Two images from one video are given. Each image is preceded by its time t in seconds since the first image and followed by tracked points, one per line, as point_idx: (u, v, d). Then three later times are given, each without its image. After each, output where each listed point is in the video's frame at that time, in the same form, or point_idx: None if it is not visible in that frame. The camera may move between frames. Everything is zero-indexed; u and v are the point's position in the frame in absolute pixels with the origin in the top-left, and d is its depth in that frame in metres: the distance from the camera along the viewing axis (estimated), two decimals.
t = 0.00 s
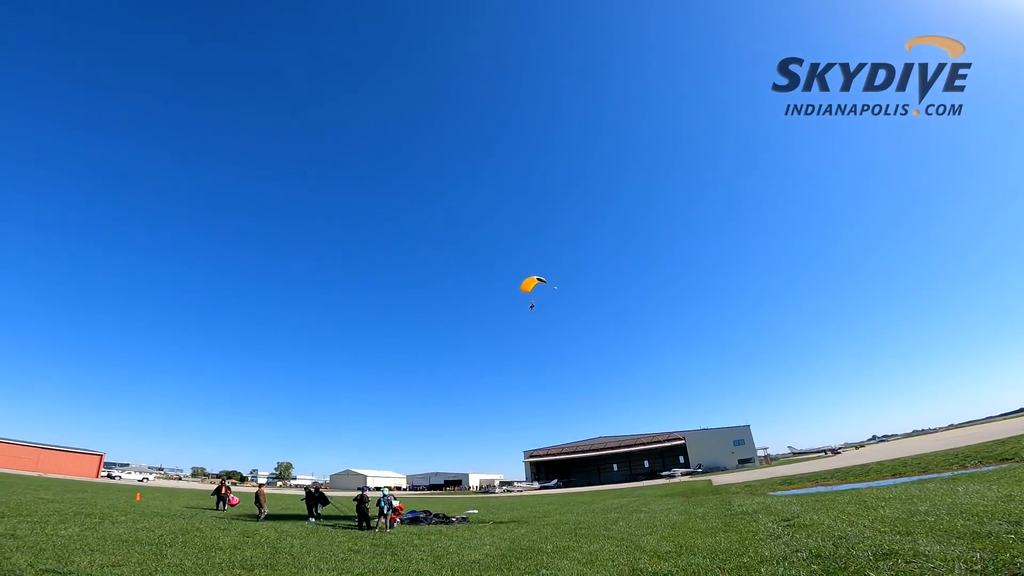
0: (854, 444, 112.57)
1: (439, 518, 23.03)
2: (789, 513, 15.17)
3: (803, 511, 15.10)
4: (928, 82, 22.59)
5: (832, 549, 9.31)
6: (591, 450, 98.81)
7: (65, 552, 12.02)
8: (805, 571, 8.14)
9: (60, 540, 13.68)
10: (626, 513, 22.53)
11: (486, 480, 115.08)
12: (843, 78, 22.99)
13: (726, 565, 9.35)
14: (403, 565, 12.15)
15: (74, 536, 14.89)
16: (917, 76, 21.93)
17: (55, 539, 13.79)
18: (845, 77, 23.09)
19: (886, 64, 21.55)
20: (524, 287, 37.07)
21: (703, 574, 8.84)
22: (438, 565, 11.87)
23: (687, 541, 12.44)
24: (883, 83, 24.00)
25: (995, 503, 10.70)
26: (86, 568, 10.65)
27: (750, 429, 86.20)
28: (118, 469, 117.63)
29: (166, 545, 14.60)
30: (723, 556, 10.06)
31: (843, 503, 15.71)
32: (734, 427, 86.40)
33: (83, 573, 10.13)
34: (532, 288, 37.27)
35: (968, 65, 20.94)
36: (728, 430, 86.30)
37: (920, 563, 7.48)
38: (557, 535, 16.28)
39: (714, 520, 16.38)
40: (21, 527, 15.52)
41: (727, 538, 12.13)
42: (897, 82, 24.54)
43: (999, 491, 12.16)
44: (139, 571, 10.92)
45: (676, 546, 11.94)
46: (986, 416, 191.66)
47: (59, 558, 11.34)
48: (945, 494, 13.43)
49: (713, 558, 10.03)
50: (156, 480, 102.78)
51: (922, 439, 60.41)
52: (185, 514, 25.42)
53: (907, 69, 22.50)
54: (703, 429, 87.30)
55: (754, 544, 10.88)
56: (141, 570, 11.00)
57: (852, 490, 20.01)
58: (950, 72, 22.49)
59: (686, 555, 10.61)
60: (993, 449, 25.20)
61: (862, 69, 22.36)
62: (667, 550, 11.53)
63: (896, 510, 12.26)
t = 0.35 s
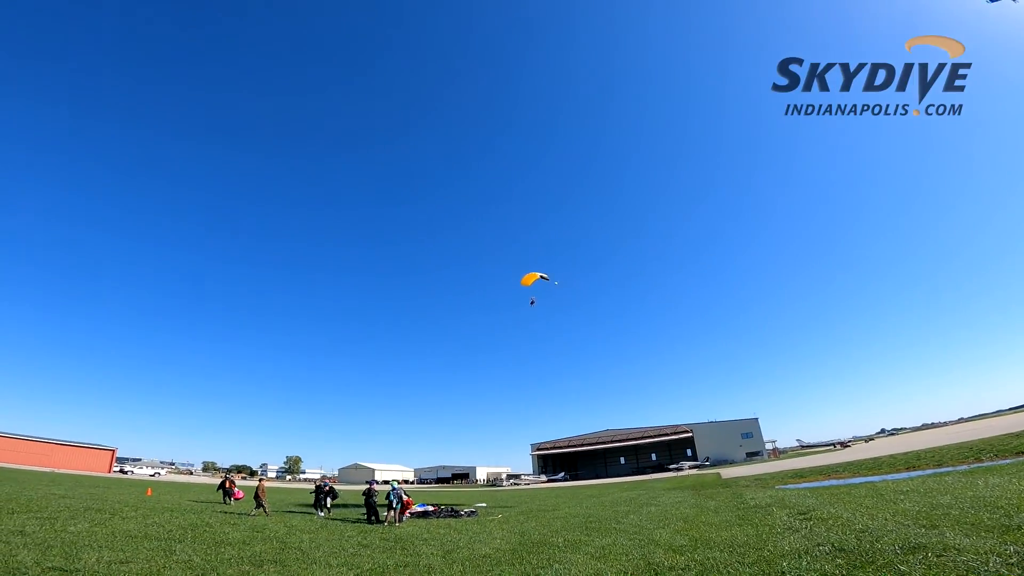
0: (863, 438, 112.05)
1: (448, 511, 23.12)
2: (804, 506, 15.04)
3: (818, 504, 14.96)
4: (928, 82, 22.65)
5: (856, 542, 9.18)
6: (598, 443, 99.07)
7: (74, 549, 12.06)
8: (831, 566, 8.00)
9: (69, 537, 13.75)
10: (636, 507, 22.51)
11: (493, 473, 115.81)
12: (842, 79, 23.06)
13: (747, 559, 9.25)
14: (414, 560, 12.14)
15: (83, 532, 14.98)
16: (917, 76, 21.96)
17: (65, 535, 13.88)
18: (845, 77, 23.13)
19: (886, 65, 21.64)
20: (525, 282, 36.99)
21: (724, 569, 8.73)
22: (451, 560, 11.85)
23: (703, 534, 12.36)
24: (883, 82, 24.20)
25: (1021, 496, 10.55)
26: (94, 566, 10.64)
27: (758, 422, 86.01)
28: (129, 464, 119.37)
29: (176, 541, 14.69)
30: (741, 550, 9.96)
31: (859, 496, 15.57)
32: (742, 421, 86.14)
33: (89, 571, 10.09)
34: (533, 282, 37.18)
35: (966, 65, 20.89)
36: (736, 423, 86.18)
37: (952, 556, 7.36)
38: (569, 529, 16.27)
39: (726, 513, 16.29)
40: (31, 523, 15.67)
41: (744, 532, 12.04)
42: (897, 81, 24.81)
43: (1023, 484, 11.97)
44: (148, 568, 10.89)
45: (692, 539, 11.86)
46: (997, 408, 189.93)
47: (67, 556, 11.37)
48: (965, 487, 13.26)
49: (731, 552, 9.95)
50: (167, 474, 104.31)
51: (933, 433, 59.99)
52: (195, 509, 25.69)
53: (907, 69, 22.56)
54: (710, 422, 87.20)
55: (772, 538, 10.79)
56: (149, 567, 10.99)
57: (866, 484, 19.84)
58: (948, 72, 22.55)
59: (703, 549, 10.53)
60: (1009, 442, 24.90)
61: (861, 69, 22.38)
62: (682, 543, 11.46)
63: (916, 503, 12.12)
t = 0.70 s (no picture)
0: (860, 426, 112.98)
1: (450, 498, 23.19)
2: (809, 494, 15.12)
3: (824, 493, 15.02)
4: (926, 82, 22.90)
5: (869, 530, 9.19)
6: (597, 429, 99.87)
7: (75, 540, 11.97)
8: (846, 555, 8.00)
9: (70, 527, 13.66)
10: (638, 493, 22.64)
11: (492, 459, 116.84)
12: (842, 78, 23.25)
13: (760, 546, 9.26)
14: (420, 547, 12.15)
15: (84, 521, 14.93)
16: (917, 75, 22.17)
17: (66, 526, 13.80)
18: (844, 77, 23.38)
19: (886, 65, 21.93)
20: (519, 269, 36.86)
21: (737, 556, 8.73)
22: (458, 547, 11.85)
23: (710, 521, 12.39)
24: (883, 83, 24.41)
25: None
26: (97, 557, 10.54)
27: (756, 411, 86.65)
28: (130, 450, 120.19)
29: (179, 530, 14.65)
30: (752, 537, 9.98)
31: (864, 485, 15.66)
32: (741, 409, 86.76)
33: (92, 562, 9.99)
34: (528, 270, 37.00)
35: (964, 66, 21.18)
36: (735, 411, 86.84)
37: (971, 544, 7.36)
38: (573, 515, 16.35)
39: (730, 501, 16.36)
40: (31, 513, 15.58)
41: (752, 519, 12.06)
42: (896, 82, 25.01)
43: None
44: (152, 558, 10.81)
45: (700, 526, 11.89)
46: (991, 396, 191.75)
47: (68, 547, 11.27)
48: (972, 476, 13.30)
49: (742, 539, 9.97)
50: (167, 460, 104.91)
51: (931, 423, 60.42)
52: (197, 496, 25.75)
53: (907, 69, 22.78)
54: (709, 410, 87.83)
55: (783, 525, 10.80)
56: (154, 557, 10.91)
57: (868, 472, 19.95)
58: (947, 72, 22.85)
59: (713, 536, 10.54)
60: (1010, 433, 25.06)
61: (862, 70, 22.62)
62: (690, 530, 11.49)
63: (925, 492, 12.16)
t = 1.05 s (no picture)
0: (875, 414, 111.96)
1: (461, 480, 23.50)
2: (826, 482, 15.04)
3: (842, 480, 14.92)
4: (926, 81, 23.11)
5: (895, 520, 9.09)
6: (606, 413, 100.52)
7: (95, 524, 12.26)
8: (872, 545, 7.91)
9: (89, 510, 14.01)
10: (650, 478, 22.72)
11: (501, 442, 118.29)
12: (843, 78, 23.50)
13: (781, 533, 9.23)
14: (435, 530, 12.31)
15: (104, 505, 15.32)
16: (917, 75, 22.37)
17: (86, 509, 14.17)
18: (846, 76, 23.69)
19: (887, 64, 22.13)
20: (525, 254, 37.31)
21: (760, 544, 8.68)
22: (473, 530, 11.97)
23: (727, 508, 12.38)
24: (883, 83, 24.65)
25: None
26: (116, 541, 10.78)
27: (768, 397, 86.36)
28: (149, 431, 123.61)
29: (196, 512, 15.01)
30: (772, 525, 9.94)
31: (883, 473, 15.53)
32: (752, 395, 86.53)
33: (111, 547, 10.23)
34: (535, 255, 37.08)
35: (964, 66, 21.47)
36: (746, 397, 86.67)
37: (1002, 535, 7.25)
38: (586, 499, 16.46)
39: (745, 487, 16.34)
40: (52, 496, 16.04)
41: (770, 506, 12.02)
42: (897, 81, 24.80)
43: None
44: (170, 543, 11.05)
45: (716, 512, 11.88)
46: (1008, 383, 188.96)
47: (88, 531, 11.54)
48: (995, 467, 13.11)
49: (762, 526, 9.94)
50: (185, 442, 107.70)
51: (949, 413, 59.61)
52: (214, 478, 26.41)
53: (907, 70, 23.02)
54: (719, 396, 87.69)
55: (803, 513, 10.74)
56: (171, 541, 11.14)
57: (885, 461, 19.80)
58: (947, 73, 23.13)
59: (730, 522, 10.53)
60: None
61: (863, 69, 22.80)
62: (707, 516, 11.49)
63: (947, 481, 12.02)
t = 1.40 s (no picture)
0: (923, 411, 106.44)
1: (490, 474, 23.59)
2: (875, 481, 14.34)
3: (892, 480, 14.17)
4: (929, 80, 23.01)
5: (956, 521, 8.53)
6: (635, 409, 99.33)
7: (129, 517, 12.84)
8: (935, 548, 7.45)
9: (127, 502, 14.72)
10: (684, 474, 22.20)
11: (529, 436, 118.61)
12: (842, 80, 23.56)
13: (831, 534, 8.80)
14: (464, 525, 12.33)
15: (141, 496, 16.07)
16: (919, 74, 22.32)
17: (125, 501, 14.92)
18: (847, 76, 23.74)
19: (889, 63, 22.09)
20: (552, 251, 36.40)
21: (807, 545, 8.29)
22: (503, 526, 11.92)
23: (767, 506, 11.94)
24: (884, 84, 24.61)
25: None
26: (148, 535, 11.24)
27: (806, 393, 83.38)
28: (193, 424, 129.80)
29: (228, 505, 15.58)
30: (819, 525, 9.51)
31: (937, 473, 14.66)
32: (789, 391, 83.62)
33: (141, 540, 10.66)
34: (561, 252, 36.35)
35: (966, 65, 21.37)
36: (782, 393, 83.94)
37: None
38: (616, 496, 16.20)
39: (784, 485, 15.74)
40: (93, 488, 16.92)
41: (815, 505, 11.51)
42: (897, 82, 24.49)
43: None
44: (199, 536, 11.45)
45: (757, 511, 11.45)
46: None
47: (122, 523, 12.09)
48: None
49: (808, 526, 9.50)
50: (225, 434, 112.51)
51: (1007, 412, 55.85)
52: (248, 470, 27.41)
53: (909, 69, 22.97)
54: (753, 391, 85.21)
55: (851, 514, 10.23)
56: (202, 535, 11.56)
57: (936, 461, 18.74)
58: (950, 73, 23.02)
59: (772, 522, 10.12)
60: None
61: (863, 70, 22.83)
62: (747, 515, 11.11)
63: (1010, 481, 11.25)
